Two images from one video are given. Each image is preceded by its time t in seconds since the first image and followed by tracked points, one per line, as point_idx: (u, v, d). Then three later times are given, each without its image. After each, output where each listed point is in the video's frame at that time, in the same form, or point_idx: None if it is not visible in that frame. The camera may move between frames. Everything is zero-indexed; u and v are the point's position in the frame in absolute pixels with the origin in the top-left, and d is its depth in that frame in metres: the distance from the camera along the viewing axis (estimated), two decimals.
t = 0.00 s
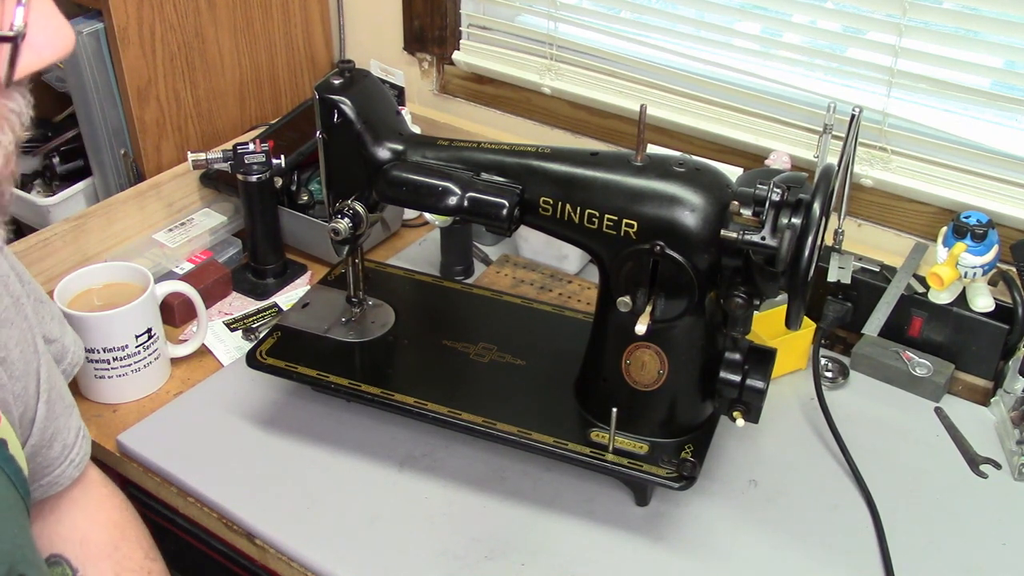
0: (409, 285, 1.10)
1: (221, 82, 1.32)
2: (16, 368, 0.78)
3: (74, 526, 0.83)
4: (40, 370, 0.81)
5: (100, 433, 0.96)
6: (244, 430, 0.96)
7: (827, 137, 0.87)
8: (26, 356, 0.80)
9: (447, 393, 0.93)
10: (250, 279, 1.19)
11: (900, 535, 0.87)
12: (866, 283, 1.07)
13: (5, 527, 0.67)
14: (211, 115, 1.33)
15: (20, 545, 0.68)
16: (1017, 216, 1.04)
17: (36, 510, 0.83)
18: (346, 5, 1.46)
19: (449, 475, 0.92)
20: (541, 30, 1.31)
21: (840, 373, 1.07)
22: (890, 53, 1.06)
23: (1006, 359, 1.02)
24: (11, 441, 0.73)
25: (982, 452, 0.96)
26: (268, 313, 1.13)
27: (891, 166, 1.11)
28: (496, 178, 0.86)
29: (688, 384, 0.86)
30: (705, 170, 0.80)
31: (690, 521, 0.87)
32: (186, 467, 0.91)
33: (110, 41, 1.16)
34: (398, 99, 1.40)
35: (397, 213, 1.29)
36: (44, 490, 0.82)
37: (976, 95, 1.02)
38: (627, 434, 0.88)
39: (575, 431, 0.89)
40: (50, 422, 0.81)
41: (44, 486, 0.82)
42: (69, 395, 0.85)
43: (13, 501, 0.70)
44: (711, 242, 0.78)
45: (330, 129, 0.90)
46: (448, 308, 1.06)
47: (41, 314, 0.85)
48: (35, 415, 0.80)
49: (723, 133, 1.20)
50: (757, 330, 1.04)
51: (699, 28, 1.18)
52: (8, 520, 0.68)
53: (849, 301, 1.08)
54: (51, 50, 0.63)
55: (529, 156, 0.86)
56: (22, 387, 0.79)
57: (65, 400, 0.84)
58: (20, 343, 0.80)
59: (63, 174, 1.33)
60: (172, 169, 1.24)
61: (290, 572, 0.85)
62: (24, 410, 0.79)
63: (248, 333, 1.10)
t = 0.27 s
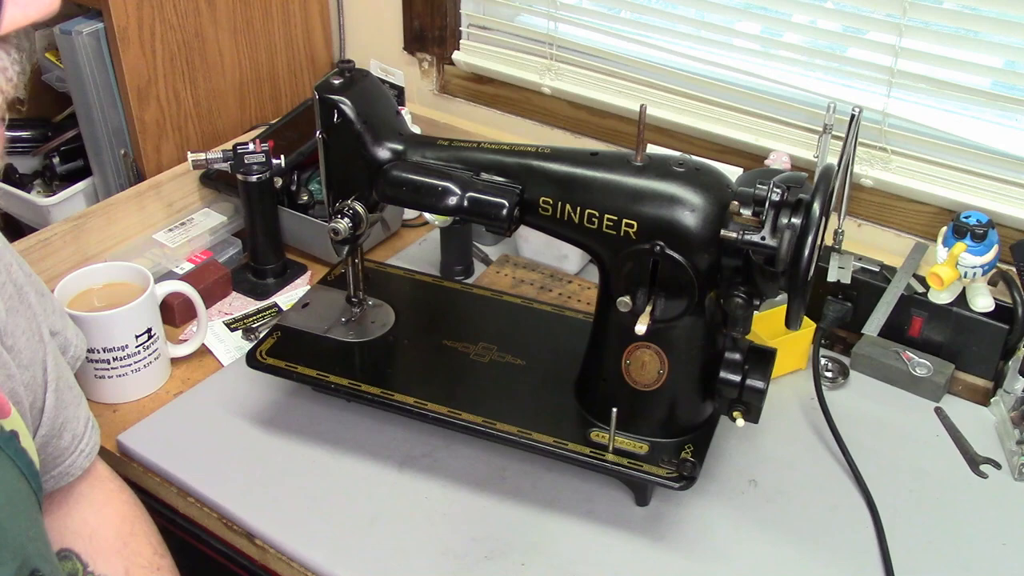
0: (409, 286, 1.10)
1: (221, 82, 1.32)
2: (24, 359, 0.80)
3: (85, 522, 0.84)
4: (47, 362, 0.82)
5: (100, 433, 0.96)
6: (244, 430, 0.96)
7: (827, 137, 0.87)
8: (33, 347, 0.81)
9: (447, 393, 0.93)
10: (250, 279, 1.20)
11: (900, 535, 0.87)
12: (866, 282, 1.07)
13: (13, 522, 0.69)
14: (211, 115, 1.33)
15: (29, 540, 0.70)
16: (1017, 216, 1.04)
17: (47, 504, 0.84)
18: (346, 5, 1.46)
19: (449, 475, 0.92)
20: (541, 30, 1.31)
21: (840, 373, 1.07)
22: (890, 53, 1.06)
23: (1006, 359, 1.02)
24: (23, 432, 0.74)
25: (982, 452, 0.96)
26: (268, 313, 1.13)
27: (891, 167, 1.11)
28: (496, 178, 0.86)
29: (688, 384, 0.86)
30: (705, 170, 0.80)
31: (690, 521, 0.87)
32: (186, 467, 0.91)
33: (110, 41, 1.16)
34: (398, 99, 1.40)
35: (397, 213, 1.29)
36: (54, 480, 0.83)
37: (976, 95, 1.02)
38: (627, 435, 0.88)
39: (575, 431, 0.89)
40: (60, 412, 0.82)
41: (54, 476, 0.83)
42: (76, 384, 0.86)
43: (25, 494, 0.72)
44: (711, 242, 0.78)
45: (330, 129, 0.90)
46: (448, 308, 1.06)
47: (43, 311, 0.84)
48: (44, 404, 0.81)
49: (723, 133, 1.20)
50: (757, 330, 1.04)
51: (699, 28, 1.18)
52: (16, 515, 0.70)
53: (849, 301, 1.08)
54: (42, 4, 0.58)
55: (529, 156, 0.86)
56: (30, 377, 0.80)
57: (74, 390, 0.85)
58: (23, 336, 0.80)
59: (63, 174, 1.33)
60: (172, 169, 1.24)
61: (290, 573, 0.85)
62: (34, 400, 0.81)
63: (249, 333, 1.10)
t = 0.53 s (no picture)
0: (409, 286, 1.10)
1: (221, 81, 1.32)
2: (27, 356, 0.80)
3: (88, 520, 0.84)
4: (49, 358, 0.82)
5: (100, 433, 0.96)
6: (244, 430, 0.96)
7: (827, 137, 0.87)
8: (36, 344, 0.81)
9: (447, 393, 0.93)
10: (250, 279, 1.20)
11: (899, 535, 0.87)
12: (865, 282, 1.07)
13: (21, 520, 0.69)
14: (211, 115, 1.33)
15: (37, 536, 0.70)
16: (1017, 216, 1.04)
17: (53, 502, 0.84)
18: (346, 5, 1.46)
19: (449, 475, 0.92)
20: (541, 30, 1.31)
21: (840, 373, 1.07)
22: (890, 53, 1.06)
23: (1006, 359, 1.02)
24: (28, 429, 0.74)
25: (982, 452, 0.96)
26: (268, 313, 1.13)
27: (891, 167, 1.11)
28: (496, 178, 0.86)
29: (687, 384, 0.86)
30: (705, 170, 0.80)
31: (690, 521, 0.87)
32: (186, 467, 0.91)
33: (110, 41, 1.16)
34: (398, 99, 1.40)
35: (397, 213, 1.29)
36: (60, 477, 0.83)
37: (976, 95, 1.02)
38: (627, 434, 0.88)
39: (575, 431, 0.89)
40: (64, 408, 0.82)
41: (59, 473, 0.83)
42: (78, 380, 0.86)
43: (30, 491, 0.72)
44: (711, 242, 0.78)
45: (330, 129, 0.90)
46: (448, 308, 1.06)
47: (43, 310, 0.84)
48: (48, 400, 0.81)
49: (722, 133, 1.20)
50: (757, 330, 1.04)
51: (699, 28, 1.18)
52: (24, 512, 0.70)
53: (849, 301, 1.08)
54: None
55: (529, 156, 0.86)
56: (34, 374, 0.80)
57: (75, 386, 0.84)
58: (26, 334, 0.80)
59: (63, 174, 1.33)
60: (172, 169, 1.24)
61: (290, 573, 0.85)
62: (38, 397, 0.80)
63: (249, 333, 1.10)
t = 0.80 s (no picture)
0: (409, 286, 1.10)
1: (221, 81, 1.32)
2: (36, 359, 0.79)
3: (93, 522, 0.84)
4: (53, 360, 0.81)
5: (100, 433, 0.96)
6: (244, 430, 0.96)
7: (827, 137, 0.87)
8: (44, 345, 0.81)
9: (447, 393, 0.93)
10: (250, 279, 1.19)
11: (899, 535, 0.87)
12: (866, 283, 1.07)
13: (25, 519, 0.69)
14: (211, 115, 1.33)
15: (41, 537, 0.70)
16: (1017, 216, 1.04)
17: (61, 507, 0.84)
18: (346, 5, 1.46)
19: (449, 474, 0.92)
20: (541, 30, 1.31)
21: (840, 373, 1.07)
22: (890, 53, 1.06)
23: (1006, 359, 1.02)
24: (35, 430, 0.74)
25: (982, 452, 0.96)
26: (268, 313, 1.13)
27: (891, 167, 1.11)
28: (496, 178, 0.86)
29: (687, 384, 0.86)
30: (705, 170, 0.81)
31: (690, 521, 0.87)
32: (186, 467, 0.91)
33: (110, 41, 1.16)
34: (398, 99, 1.40)
35: (397, 213, 1.29)
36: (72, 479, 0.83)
37: (976, 95, 1.02)
38: (627, 434, 0.88)
39: (575, 431, 0.89)
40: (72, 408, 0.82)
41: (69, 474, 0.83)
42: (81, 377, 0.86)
43: (36, 491, 0.71)
44: (711, 242, 0.78)
45: (330, 129, 0.90)
46: (448, 308, 1.06)
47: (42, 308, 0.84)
48: (55, 401, 0.81)
49: (723, 133, 1.20)
50: (757, 330, 1.04)
51: (699, 28, 1.18)
52: (28, 511, 0.70)
53: (849, 301, 1.08)
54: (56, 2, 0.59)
55: (529, 156, 0.86)
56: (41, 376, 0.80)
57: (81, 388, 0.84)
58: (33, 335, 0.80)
59: (63, 174, 1.33)
60: (172, 168, 1.25)
61: (290, 573, 0.85)
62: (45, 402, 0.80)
63: (248, 333, 1.10)
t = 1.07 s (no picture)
0: (409, 286, 1.10)
1: (221, 81, 1.32)
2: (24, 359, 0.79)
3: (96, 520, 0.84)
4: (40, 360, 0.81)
5: (100, 433, 0.96)
6: (244, 430, 0.96)
7: (827, 137, 0.87)
8: (32, 343, 0.81)
9: (447, 393, 0.93)
10: (250, 279, 1.19)
11: (899, 534, 0.87)
12: (866, 283, 1.07)
13: (23, 517, 0.69)
14: (211, 115, 1.33)
15: (38, 535, 0.70)
16: (1017, 217, 1.04)
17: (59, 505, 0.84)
18: (346, 5, 1.46)
19: (449, 475, 0.92)
20: (541, 30, 1.31)
21: (840, 373, 1.07)
22: (890, 53, 1.06)
23: (1006, 359, 1.02)
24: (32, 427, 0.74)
25: (982, 452, 0.96)
26: (268, 313, 1.13)
27: (891, 166, 1.11)
28: (496, 178, 0.86)
29: (687, 384, 0.86)
30: (705, 170, 0.81)
31: (690, 521, 0.87)
32: (186, 467, 0.91)
33: (110, 41, 1.16)
34: (398, 99, 1.40)
35: (397, 213, 1.29)
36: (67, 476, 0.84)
37: (976, 95, 1.03)
38: (627, 434, 0.88)
39: (575, 430, 0.89)
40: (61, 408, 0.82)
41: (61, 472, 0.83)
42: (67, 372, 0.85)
43: (34, 490, 0.72)
44: (711, 242, 0.78)
45: (330, 129, 0.90)
46: (448, 308, 1.06)
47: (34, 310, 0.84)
48: (46, 399, 0.81)
49: (723, 133, 1.20)
50: (757, 330, 1.04)
51: (699, 28, 1.18)
52: (27, 510, 0.70)
53: (849, 301, 1.08)
54: None
55: (529, 156, 0.86)
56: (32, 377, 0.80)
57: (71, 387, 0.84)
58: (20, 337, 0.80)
59: (63, 174, 1.33)
60: (172, 168, 1.24)
61: (290, 572, 0.85)
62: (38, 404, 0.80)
63: (249, 333, 1.10)
